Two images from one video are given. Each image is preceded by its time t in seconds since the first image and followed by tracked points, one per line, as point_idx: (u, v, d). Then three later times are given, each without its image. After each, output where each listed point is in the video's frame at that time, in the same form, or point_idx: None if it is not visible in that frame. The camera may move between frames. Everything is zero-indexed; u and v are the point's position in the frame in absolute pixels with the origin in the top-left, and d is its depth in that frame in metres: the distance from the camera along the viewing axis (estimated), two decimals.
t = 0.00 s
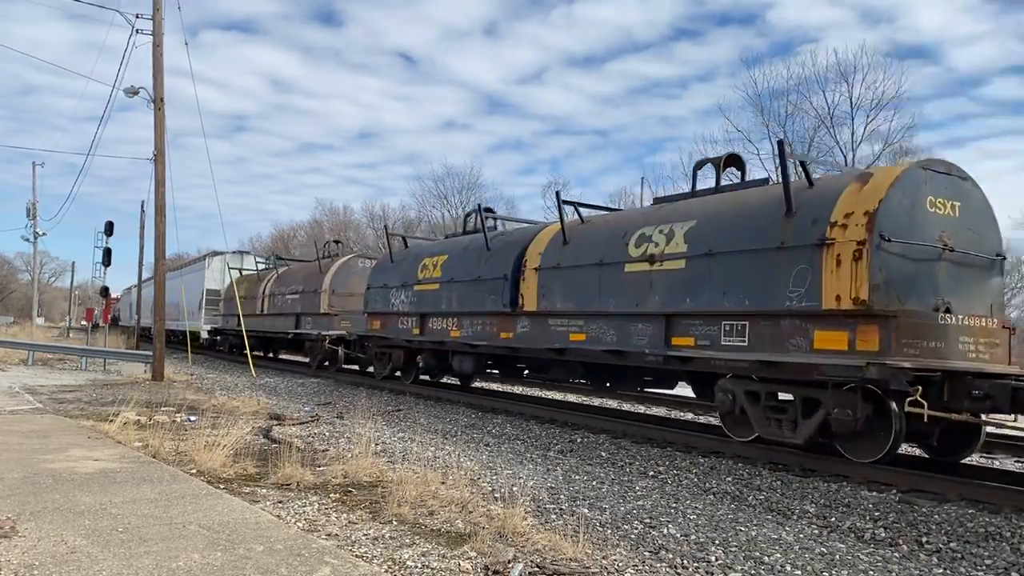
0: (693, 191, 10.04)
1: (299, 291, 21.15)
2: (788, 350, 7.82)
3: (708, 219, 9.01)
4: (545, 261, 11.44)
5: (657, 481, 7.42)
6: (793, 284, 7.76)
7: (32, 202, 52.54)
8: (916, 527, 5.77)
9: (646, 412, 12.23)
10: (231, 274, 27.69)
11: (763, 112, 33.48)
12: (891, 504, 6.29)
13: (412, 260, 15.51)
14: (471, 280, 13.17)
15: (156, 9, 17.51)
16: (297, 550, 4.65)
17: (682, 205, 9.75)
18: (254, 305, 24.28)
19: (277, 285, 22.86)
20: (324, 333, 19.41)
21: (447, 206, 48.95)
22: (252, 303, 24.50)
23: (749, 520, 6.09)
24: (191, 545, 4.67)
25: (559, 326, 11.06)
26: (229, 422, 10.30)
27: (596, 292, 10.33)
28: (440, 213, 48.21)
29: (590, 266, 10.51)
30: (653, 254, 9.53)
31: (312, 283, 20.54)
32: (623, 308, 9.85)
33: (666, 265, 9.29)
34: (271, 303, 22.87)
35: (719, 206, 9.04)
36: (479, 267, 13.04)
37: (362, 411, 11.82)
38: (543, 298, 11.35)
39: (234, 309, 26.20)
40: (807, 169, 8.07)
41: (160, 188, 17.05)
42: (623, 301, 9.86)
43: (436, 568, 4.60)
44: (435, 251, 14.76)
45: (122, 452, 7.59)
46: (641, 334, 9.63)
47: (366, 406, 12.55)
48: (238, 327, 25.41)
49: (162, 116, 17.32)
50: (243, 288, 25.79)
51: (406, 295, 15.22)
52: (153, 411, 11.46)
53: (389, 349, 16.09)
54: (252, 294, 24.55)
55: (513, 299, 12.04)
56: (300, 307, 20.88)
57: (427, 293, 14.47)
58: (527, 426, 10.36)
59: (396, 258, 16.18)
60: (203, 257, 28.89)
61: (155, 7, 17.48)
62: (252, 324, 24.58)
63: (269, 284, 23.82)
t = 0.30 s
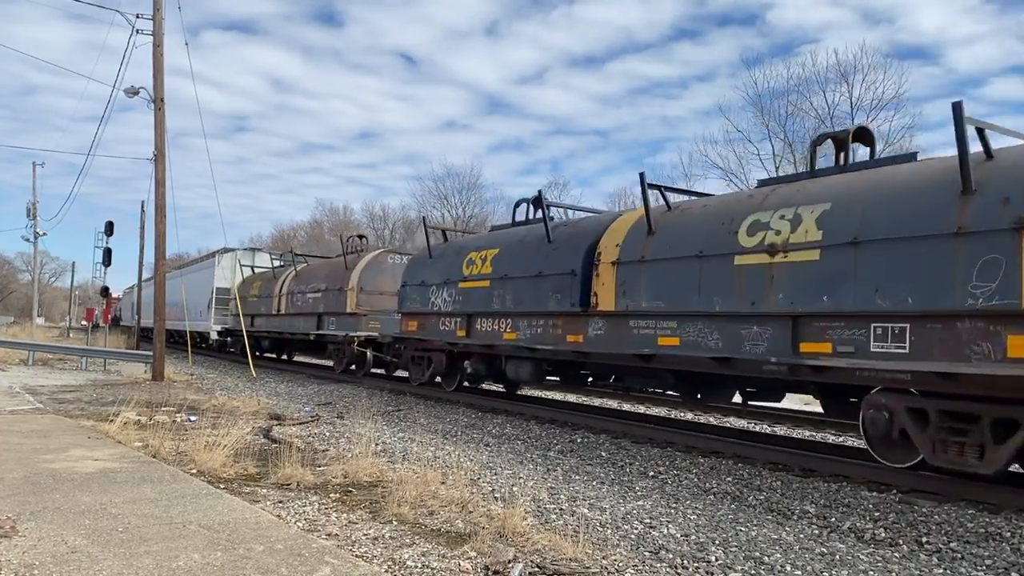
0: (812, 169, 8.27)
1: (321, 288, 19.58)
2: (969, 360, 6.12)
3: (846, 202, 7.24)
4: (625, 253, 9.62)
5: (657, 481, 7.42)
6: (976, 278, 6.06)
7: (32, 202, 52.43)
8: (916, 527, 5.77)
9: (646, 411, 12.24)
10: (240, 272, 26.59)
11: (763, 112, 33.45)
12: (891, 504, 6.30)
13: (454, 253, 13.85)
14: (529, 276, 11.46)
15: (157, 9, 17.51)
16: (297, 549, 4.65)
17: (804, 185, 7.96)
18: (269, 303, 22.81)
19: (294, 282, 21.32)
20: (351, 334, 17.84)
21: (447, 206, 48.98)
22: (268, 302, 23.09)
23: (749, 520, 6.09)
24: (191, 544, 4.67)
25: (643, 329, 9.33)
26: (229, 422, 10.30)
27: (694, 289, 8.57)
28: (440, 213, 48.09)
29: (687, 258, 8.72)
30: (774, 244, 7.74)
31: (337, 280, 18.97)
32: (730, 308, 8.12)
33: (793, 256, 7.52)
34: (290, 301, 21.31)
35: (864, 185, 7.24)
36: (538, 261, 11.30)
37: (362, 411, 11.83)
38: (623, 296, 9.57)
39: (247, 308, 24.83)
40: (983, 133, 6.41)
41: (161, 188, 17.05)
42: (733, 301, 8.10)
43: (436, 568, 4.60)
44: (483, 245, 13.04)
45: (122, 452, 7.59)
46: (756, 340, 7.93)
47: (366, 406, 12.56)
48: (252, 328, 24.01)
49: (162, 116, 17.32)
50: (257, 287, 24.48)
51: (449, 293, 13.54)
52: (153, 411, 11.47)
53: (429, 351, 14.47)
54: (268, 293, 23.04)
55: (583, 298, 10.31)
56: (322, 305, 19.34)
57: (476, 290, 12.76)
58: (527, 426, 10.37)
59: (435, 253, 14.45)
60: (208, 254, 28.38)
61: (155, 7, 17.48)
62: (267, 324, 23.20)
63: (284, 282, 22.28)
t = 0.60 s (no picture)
0: (977, 141, 6.83)
1: (348, 286, 18.13)
2: None
3: None
4: (734, 243, 8.11)
5: (657, 482, 7.41)
6: None
7: (34, 201, 52.46)
8: (917, 528, 5.76)
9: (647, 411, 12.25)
10: (255, 270, 25.92)
11: (763, 112, 33.39)
12: (892, 505, 6.29)
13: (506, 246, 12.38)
14: (607, 272, 9.96)
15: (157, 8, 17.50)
16: (298, 550, 4.65)
17: (974, 159, 6.49)
18: (287, 304, 21.31)
19: (316, 280, 19.87)
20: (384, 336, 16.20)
21: (447, 206, 48.99)
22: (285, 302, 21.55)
23: (749, 521, 6.08)
24: (191, 544, 4.67)
25: (758, 333, 7.85)
26: (229, 422, 10.31)
27: (831, 287, 7.11)
28: (440, 214, 47.96)
29: (820, 249, 7.25)
30: (945, 229, 6.28)
31: (365, 277, 17.48)
32: (884, 308, 6.66)
33: (974, 244, 6.08)
34: (312, 301, 19.83)
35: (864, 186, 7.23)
36: (615, 256, 9.87)
37: (362, 411, 11.84)
38: (732, 295, 8.04)
39: (263, 309, 23.28)
40: None
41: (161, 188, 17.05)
42: (887, 301, 6.65)
43: (437, 568, 4.60)
44: (540, 237, 11.61)
45: (122, 452, 7.61)
46: (921, 346, 6.46)
47: (366, 406, 12.58)
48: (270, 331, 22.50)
49: (162, 116, 17.32)
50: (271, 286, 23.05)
51: (500, 290, 12.15)
52: (153, 411, 11.49)
53: (478, 356, 12.98)
54: (286, 293, 21.49)
55: (677, 297, 8.83)
56: (349, 305, 17.80)
57: (534, 288, 11.33)
58: (528, 427, 10.37)
59: (482, 248, 13.08)
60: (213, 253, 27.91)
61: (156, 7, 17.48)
62: (285, 326, 21.64)
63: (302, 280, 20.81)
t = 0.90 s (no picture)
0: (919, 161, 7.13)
1: (383, 283, 16.38)
2: None
3: None
4: (890, 228, 6.59)
5: (658, 483, 7.41)
6: None
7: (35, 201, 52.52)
8: (917, 529, 5.76)
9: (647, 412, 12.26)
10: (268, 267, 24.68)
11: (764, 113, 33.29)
12: (893, 506, 6.28)
13: (571, 236, 10.95)
14: (706, 265, 8.47)
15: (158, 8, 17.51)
16: (298, 550, 4.66)
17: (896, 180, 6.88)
18: (311, 303, 19.65)
19: (344, 277, 18.24)
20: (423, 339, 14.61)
21: (448, 207, 48.98)
22: (309, 299, 19.84)
23: (749, 521, 6.08)
24: (190, 545, 4.67)
25: (923, 339, 6.35)
26: (230, 422, 10.33)
27: None
28: (442, 214, 47.82)
29: (1011, 233, 5.78)
30: None
31: (402, 273, 15.77)
32: None
33: None
34: (340, 299, 18.16)
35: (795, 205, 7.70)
36: (721, 246, 8.34)
37: (363, 411, 11.87)
38: (889, 291, 6.52)
39: (284, 309, 21.61)
40: None
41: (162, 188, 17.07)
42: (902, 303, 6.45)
43: (437, 569, 4.60)
44: (618, 227, 10.04)
45: (123, 452, 7.63)
46: None
47: (367, 406, 12.60)
48: (291, 331, 20.79)
49: (163, 116, 17.33)
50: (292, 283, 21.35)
51: (567, 288, 10.67)
52: (154, 411, 11.52)
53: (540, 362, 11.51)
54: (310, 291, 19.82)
55: (810, 295, 7.27)
56: (382, 304, 16.21)
57: (612, 285, 9.81)
58: (528, 427, 10.37)
59: (544, 240, 11.58)
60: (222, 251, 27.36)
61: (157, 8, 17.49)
62: (307, 326, 19.94)
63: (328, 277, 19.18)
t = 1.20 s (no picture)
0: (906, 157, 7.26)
1: (426, 279, 14.57)
2: None
3: None
4: None
5: (658, 483, 7.40)
6: None
7: (35, 202, 52.46)
8: (918, 530, 5.75)
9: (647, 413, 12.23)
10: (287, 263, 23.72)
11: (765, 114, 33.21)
12: (893, 507, 6.28)
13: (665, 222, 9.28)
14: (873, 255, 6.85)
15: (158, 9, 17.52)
16: (299, 551, 4.65)
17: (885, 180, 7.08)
18: (338, 302, 17.92)
19: (378, 274, 16.38)
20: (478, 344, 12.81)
21: (449, 207, 48.96)
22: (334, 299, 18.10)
23: (750, 522, 6.07)
24: (192, 546, 4.67)
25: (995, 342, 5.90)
26: (230, 423, 10.35)
27: None
28: (443, 215, 47.70)
29: None
30: None
31: (449, 268, 14.00)
32: None
33: None
34: (373, 298, 16.28)
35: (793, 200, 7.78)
36: (892, 231, 6.74)
37: (363, 412, 11.88)
38: None
39: (305, 309, 19.85)
40: None
41: (162, 189, 17.08)
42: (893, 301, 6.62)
43: (438, 570, 4.60)
44: (737, 210, 8.29)
45: (123, 452, 7.66)
46: None
47: (367, 407, 12.61)
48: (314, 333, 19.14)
49: (163, 117, 17.35)
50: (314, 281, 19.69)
51: (668, 285, 8.89)
52: (155, 411, 11.55)
53: (634, 373, 9.55)
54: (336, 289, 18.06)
55: None
56: (424, 303, 14.45)
57: (733, 281, 8.08)
58: (528, 428, 10.35)
59: (631, 229, 9.76)
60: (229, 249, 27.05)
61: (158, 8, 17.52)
62: (332, 328, 18.22)
63: (357, 274, 17.38)
